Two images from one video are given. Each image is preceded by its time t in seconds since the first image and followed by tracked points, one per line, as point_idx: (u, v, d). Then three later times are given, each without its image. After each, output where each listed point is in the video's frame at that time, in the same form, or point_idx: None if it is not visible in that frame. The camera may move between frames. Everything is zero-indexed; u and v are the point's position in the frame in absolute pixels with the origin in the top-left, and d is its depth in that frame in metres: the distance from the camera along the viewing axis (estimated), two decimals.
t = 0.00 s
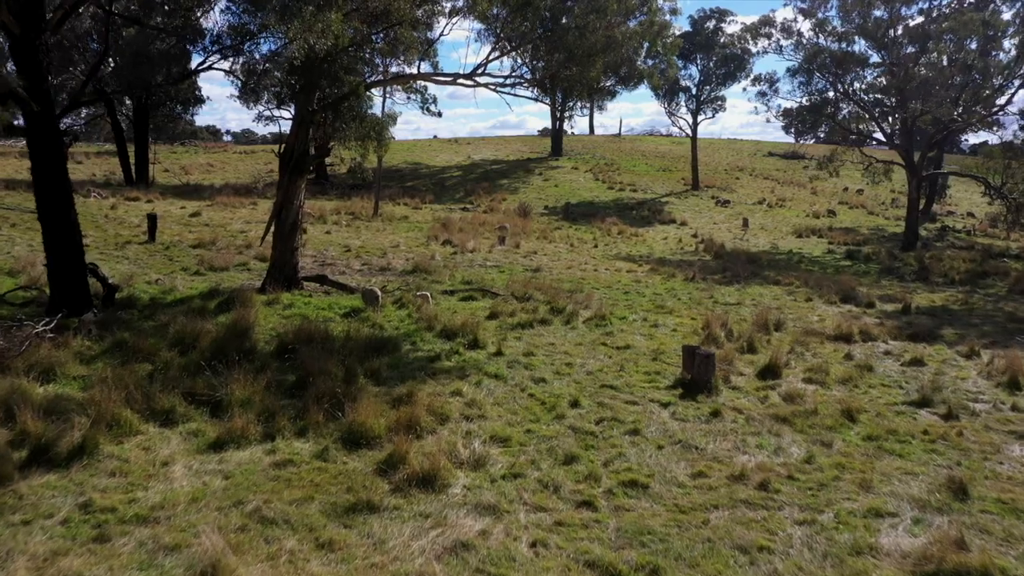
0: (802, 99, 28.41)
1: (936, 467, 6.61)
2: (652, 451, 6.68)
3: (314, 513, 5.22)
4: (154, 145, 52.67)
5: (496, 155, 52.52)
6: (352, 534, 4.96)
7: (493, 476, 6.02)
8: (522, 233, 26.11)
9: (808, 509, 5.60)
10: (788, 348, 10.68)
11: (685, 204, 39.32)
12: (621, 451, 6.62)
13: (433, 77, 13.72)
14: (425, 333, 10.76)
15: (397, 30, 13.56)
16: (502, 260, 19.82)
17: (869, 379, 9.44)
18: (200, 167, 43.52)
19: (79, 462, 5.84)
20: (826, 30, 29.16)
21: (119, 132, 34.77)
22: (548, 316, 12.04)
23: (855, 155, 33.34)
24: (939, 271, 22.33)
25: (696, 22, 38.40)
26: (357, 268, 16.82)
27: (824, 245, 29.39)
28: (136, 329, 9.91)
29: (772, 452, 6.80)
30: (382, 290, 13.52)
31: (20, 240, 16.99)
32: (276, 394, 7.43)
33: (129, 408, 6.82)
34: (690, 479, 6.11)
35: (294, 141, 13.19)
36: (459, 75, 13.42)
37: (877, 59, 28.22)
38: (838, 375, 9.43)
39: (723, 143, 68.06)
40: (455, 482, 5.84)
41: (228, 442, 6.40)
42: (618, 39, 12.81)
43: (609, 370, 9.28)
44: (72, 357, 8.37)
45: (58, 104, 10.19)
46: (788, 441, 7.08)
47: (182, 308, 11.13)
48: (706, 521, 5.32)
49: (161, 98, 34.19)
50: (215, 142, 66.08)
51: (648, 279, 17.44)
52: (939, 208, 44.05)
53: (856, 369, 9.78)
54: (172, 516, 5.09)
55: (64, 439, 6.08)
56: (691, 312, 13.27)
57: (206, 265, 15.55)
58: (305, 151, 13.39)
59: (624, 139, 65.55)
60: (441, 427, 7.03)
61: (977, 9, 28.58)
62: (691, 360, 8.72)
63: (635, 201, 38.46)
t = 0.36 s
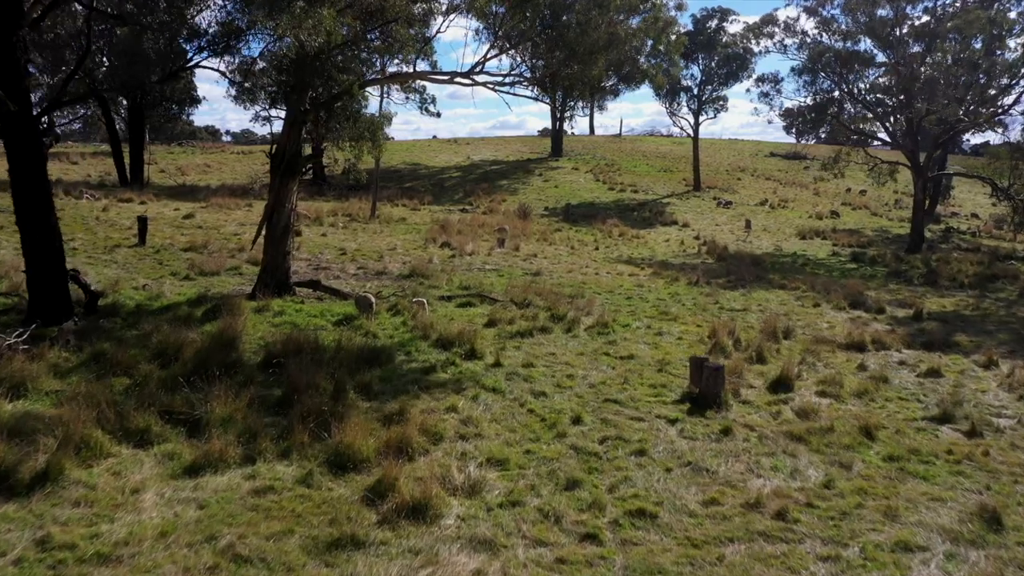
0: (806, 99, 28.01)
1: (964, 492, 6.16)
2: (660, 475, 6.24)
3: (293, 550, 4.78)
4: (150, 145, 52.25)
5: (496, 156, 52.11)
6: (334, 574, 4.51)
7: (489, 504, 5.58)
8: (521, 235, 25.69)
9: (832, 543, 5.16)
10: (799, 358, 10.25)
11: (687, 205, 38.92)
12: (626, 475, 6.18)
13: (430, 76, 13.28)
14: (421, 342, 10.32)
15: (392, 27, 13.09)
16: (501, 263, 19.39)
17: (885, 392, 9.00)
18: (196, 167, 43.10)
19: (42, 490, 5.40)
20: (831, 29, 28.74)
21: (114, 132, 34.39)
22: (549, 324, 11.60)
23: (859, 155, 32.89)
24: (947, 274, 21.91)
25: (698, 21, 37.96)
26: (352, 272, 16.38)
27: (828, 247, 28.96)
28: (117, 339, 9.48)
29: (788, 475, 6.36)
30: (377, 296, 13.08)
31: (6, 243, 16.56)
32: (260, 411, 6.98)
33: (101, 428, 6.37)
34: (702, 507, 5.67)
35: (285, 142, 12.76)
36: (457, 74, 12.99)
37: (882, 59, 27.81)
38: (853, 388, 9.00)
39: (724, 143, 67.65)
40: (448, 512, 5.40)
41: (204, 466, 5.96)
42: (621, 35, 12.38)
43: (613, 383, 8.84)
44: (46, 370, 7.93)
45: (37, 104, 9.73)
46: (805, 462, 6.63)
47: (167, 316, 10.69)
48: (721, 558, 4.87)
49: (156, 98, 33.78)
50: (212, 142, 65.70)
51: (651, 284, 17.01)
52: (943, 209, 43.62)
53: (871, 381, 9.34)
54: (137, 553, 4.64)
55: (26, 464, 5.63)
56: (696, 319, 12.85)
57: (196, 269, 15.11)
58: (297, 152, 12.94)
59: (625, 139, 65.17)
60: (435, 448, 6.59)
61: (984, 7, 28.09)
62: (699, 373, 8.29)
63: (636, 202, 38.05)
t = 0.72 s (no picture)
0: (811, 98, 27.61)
1: (997, 520, 5.71)
2: (669, 501, 5.79)
3: None
4: (147, 145, 51.84)
5: (495, 156, 51.73)
6: None
7: (484, 535, 5.12)
8: (521, 237, 25.27)
9: None
10: (811, 368, 9.79)
11: (689, 206, 38.50)
12: (633, 501, 5.73)
13: (426, 74, 12.82)
14: (415, 351, 9.87)
15: (386, 23, 12.57)
16: (501, 266, 18.96)
17: (903, 405, 8.54)
18: (193, 168, 42.69)
19: None
20: (835, 27, 28.30)
21: (109, 133, 33.97)
22: (549, 331, 11.15)
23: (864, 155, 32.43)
24: (956, 276, 21.46)
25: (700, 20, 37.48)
26: (346, 276, 15.93)
27: (832, 249, 28.53)
28: (96, 349, 9.02)
29: (807, 500, 5.91)
30: (371, 302, 12.62)
31: None
32: (240, 430, 6.52)
33: (66, 450, 5.92)
34: (715, 539, 5.22)
35: (276, 143, 12.27)
36: (453, 72, 12.54)
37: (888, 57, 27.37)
38: (870, 400, 8.54)
39: (726, 143, 67.31)
40: (439, 545, 4.95)
41: (176, 493, 5.51)
42: (623, 30, 11.94)
43: (616, 396, 8.39)
44: (16, 385, 7.47)
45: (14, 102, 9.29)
46: (824, 485, 6.18)
47: (150, 325, 10.23)
48: None
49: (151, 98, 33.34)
50: (209, 142, 65.20)
51: (654, 287, 16.55)
52: (947, 210, 43.20)
53: (888, 392, 8.89)
54: None
55: None
56: (702, 325, 12.39)
57: (185, 273, 14.65)
58: (288, 152, 12.49)
59: (625, 139, 64.72)
60: (426, 470, 6.14)
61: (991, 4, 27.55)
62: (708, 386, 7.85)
63: (637, 202, 37.60)
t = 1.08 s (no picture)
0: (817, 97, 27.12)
1: None
2: (679, 531, 5.34)
3: None
4: (143, 145, 51.39)
5: (495, 156, 51.30)
6: None
7: (478, 573, 4.67)
8: (520, 239, 24.83)
9: None
10: (824, 379, 9.36)
11: (690, 206, 38.07)
12: (640, 531, 5.28)
13: (422, 71, 12.36)
14: (409, 361, 9.42)
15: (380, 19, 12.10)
16: (499, 269, 18.52)
17: (923, 419, 8.10)
18: (189, 168, 42.25)
19: None
20: (840, 25, 27.84)
21: (103, 133, 33.55)
22: (549, 339, 10.70)
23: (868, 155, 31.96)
24: (964, 279, 21.02)
25: (702, 19, 37.01)
26: (340, 280, 15.48)
27: (837, 250, 28.09)
28: (72, 360, 8.56)
29: (828, 530, 5.46)
30: (365, 308, 12.18)
31: None
32: (217, 451, 6.07)
33: (27, 475, 5.46)
34: None
35: (266, 142, 11.78)
36: (450, 69, 12.09)
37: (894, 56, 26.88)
38: (887, 414, 8.10)
39: (727, 143, 66.91)
40: None
41: (143, 524, 5.06)
42: (627, 25, 11.49)
43: (620, 411, 7.95)
44: None
45: None
46: (846, 513, 5.73)
47: (132, 333, 9.77)
48: None
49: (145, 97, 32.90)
50: (206, 142, 64.72)
51: (657, 291, 16.11)
52: (950, 210, 42.78)
53: (906, 406, 8.44)
54: None
55: None
56: (708, 332, 11.95)
57: (174, 278, 14.19)
58: (279, 152, 11.98)
59: (625, 139, 64.28)
60: (416, 496, 5.69)
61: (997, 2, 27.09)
62: (717, 401, 7.40)
63: (638, 203, 37.16)
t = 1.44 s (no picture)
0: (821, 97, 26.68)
1: None
2: (693, 567, 4.87)
3: None
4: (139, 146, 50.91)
5: (494, 156, 50.86)
6: None
7: None
8: (520, 240, 24.40)
9: None
10: (839, 391, 8.91)
11: (692, 207, 37.65)
12: (651, 568, 4.82)
13: (416, 68, 11.90)
14: (403, 372, 8.97)
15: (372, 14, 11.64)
16: (499, 272, 18.09)
17: (947, 435, 7.64)
18: (185, 168, 41.80)
19: None
20: (845, 23, 27.38)
21: (98, 133, 33.11)
22: (549, 348, 10.25)
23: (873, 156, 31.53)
24: (974, 282, 20.59)
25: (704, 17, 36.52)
26: (334, 284, 15.03)
27: (841, 252, 27.67)
28: (45, 372, 8.09)
29: (856, 565, 4.99)
30: (358, 314, 11.73)
31: None
32: (191, 476, 5.60)
33: None
34: None
35: (255, 142, 11.37)
36: (446, 65, 11.63)
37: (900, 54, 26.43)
38: (908, 430, 7.65)
39: (728, 143, 66.52)
40: None
41: (105, 560, 4.59)
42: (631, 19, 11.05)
43: (624, 427, 7.50)
44: None
45: None
46: (874, 544, 5.26)
47: (112, 342, 9.30)
48: None
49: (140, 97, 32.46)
50: (204, 142, 64.26)
51: (660, 295, 15.68)
52: (954, 211, 42.38)
53: (928, 421, 7.98)
54: None
55: None
56: (715, 339, 11.50)
57: (162, 282, 13.74)
58: (268, 153, 11.56)
59: (626, 140, 63.88)
60: (406, 526, 5.23)
61: None
62: (729, 418, 6.95)
63: (639, 204, 36.74)
